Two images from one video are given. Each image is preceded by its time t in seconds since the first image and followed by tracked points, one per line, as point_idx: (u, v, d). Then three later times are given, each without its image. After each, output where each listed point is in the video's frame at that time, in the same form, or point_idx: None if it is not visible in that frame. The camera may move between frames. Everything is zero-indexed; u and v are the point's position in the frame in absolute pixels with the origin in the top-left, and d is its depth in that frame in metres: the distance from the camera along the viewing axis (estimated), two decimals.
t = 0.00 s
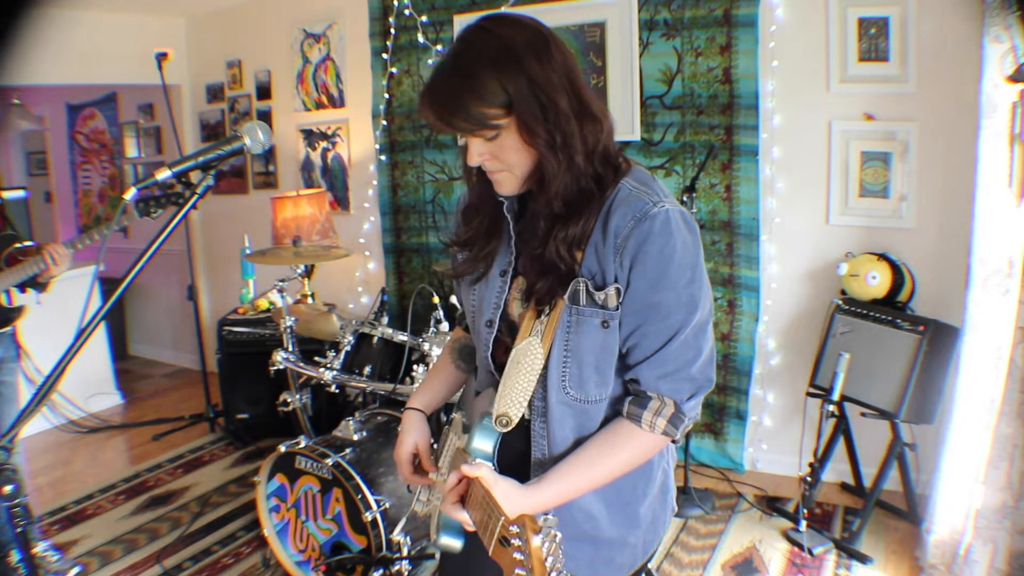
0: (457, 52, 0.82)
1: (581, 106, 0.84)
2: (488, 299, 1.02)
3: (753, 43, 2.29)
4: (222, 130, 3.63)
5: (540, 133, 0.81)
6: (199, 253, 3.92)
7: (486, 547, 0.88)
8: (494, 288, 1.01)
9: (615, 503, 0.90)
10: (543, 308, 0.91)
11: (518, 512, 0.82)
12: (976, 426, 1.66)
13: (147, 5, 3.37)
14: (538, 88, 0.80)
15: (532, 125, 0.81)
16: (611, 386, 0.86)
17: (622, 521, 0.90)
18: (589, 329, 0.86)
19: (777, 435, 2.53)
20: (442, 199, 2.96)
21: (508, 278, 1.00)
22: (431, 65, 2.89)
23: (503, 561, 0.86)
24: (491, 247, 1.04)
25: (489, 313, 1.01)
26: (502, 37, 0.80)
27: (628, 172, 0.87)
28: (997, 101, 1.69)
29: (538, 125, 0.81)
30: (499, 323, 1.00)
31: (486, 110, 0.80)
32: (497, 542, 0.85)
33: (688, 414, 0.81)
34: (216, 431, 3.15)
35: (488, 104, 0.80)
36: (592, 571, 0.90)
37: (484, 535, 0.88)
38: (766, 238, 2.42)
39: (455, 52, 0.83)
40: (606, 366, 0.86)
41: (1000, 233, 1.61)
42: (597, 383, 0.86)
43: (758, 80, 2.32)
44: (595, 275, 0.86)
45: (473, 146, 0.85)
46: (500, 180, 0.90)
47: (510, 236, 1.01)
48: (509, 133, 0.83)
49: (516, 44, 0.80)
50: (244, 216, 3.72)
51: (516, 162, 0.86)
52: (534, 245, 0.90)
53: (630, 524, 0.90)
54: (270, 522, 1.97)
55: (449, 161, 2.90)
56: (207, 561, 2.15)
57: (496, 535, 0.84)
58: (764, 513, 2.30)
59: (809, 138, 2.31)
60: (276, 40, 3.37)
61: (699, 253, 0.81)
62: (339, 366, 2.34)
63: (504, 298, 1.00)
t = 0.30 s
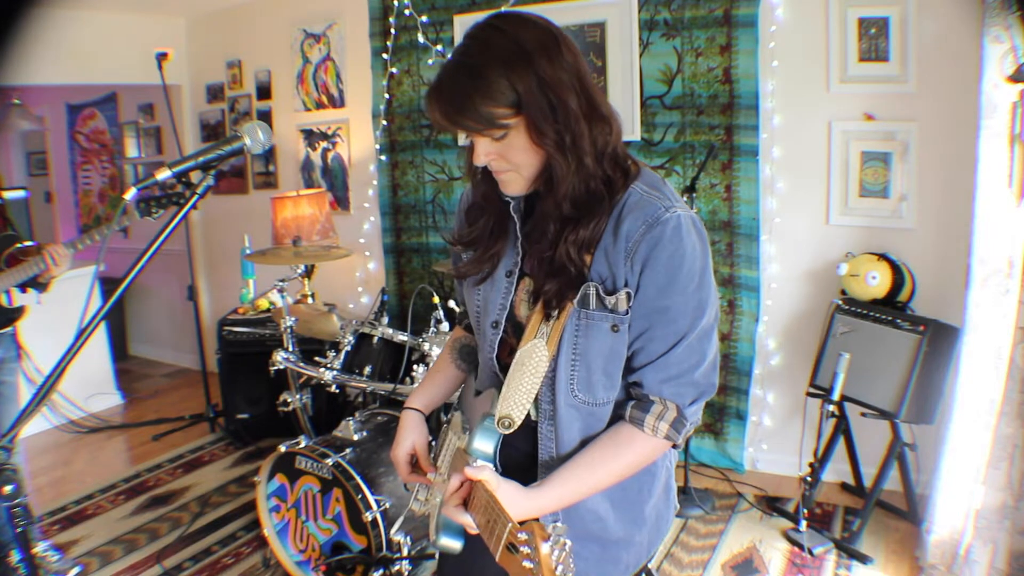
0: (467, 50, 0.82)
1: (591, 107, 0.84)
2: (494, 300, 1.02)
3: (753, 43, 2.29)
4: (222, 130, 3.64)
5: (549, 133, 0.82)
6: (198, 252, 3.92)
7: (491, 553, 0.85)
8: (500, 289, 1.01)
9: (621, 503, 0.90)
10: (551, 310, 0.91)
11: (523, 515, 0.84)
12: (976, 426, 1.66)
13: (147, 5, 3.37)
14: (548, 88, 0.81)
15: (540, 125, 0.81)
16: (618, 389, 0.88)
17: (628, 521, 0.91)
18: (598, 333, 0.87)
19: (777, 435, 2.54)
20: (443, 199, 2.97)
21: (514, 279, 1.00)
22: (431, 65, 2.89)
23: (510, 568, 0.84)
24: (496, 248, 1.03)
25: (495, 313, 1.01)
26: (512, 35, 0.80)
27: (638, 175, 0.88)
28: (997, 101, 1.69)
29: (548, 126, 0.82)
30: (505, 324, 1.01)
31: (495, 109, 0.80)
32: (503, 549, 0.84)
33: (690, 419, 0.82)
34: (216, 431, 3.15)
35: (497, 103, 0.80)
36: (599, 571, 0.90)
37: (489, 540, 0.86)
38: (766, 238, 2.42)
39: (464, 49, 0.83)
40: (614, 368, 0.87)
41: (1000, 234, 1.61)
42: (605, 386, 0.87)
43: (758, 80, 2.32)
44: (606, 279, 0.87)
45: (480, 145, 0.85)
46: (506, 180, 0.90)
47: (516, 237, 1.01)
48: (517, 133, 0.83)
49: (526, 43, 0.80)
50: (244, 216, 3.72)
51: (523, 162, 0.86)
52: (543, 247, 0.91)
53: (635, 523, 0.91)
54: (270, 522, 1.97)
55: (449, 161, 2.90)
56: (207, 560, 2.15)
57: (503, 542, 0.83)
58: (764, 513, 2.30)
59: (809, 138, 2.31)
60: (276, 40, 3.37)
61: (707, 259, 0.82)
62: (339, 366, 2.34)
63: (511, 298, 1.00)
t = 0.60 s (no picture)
0: (462, 55, 0.83)
1: (586, 114, 0.85)
2: (496, 307, 1.02)
3: (753, 43, 2.29)
4: (222, 130, 3.64)
5: (543, 140, 0.82)
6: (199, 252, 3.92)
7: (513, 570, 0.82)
8: (503, 296, 1.02)
9: (632, 503, 0.92)
10: (557, 321, 0.92)
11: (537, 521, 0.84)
12: (976, 426, 1.66)
13: (147, 5, 3.38)
14: (542, 94, 0.81)
15: (534, 131, 0.81)
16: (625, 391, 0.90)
17: (638, 521, 0.93)
18: (604, 337, 0.88)
19: (777, 435, 2.54)
20: (443, 199, 2.97)
21: (517, 286, 1.01)
22: (431, 65, 2.89)
23: None
24: (497, 255, 1.03)
25: (498, 320, 1.02)
26: (507, 40, 0.81)
27: (638, 180, 0.89)
28: (997, 101, 1.69)
29: (541, 132, 0.82)
30: (510, 331, 1.01)
31: (488, 115, 0.80)
32: (527, 565, 0.80)
33: (692, 420, 0.84)
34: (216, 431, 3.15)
35: (491, 108, 0.80)
36: (612, 570, 0.93)
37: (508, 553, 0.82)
38: (766, 238, 2.42)
39: (459, 55, 0.83)
40: (621, 371, 0.89)
41: (1000, 234, 1.61)
42: (613, 388, 0.89)
43: (758, 81, 2.32)
44: (611, 285, 0.88)
45: (473, 151, 0.85)
46: (499, 187, 0.90)
47: (517, 245, 1.02)
48: (510, 138, 0.83)
49: (520, 48, 0.80)
50: (244, 216, 3.72)
51: (517, 169, 0.86)
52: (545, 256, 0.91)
53: (644, 520, 0.93)
54: (270, 522, 1.98)
55: (449, 161, 2.90)
56: (207, 560, 2.15)
57: (526, 558, 0.80)
58: (764, 513, 2.30)
59: (809, 138, 2.31)
60: (277, 40, 3.37)
61: (709, 262, 0.85)
62: (339, 366, 2.34)
63: (514, 305, 1.01)
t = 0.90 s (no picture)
0: (457, 57, 0.83)
1: (580, 116, 0.84)
2: (496, 309, 1.02)
3: (753, 43, 2.29)
4: (222, 130, 3.64)
5: (536, 142, 0.82)
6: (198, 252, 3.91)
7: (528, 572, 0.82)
8: (503, 298, 1.02)
9: (634, 501, 0.92)
10: (558, 324, 0.92)
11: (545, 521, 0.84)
12: (976, 426, 1.66)
13: (147, 5, 3.38)
14: (536, 95, 0.81)
15: (527, 133, 0.81)
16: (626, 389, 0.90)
17: (640, 519, 0.93)
18: (606, 337, 0.88)
19: (777, 435, 2.54)
20: (442, 199, 2.97)
21: (517, 287, 1.01)
22: (431, 65, 2.89)
23: None
24: (497, 258, 1.03)
25: (498, 321, 1.02)
26: (501, 42, 0.81)
27: (637, 180, 0.89)
28: (997, 101, 1.69)
29: (534, 134, 0.82)
30: (511, 332, 1.01)
31: (483, 116, 0.80)
32: (541, 566, 0.81)
33: (693, 417, 0.85)
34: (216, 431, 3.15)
35: (486, 110, 0.80)
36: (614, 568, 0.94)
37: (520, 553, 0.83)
38: (766, 238, 2.42)
39: (454, 57, 0.83)
40: (622, 370, 0.89)
41: (1000, 234, 1.61)
42: (614, 387, 0.90)
43: (758, 80, 2.32)
44: (612, 285, 0.89)
45: (468, 153, 0.85)
46: (494, 190, 0.90)
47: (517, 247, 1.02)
48: (504, 141, 0.83)
49: (515, 50, 0.81)
50: (244, 216, 3.72)
51: (512, 171, 0.86)
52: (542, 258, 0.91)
53: (645, 519, 0.93)
54: (270, 522, 1.98)
55: (449, 161, 2.90)
56: (207, 561, 2.15)
57: (540, 558, 0.81)
58: (764, 513, 2.30)
59: (809, 138, 2.31)
60: (277, 40, 3.37)
61: (709, 260, 0.85)
62: (339, 366, 2.34)
63: (514, 306, 1.01)
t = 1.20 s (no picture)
0: (452, 58, 0.83)
1: (574, 117, 0.84)
2: (493, 308, 1.03)
3: (753, 43, 2.29)
4: (222, 130, 3.64)
5: (529, 142, 0.82)
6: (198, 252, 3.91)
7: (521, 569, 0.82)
8: (499, 297, 1.02)
9: (629, 501, 0.93)
10: (554, 324, 0.92)
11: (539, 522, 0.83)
12: (976, 426, 1.66)
13: (147, 5, 3.38)
14: (530, 96, 0.81)
15: (520, 133, 0.81)
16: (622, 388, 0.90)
17: (635, 520, 0.93)
18: (602, 336, 0.88)
19: (777, 435, 2.54)
20: (442, 199, 2.96)
21: (514, 287, 1.02)
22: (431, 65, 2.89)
23: None
24: (494, 258, 1.03)
25: (495, 321, 1.02)
26: (495, 43, 0.81)
27: (634, 180, 0.89)
28: (997, 101, 1.69)
29: (527, 134, 0.82)
30: (507, 331, 1.02)
31: (476, 116, 0.81)
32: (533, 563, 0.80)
33: (690, 417, 0.85)
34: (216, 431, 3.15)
35: (479, 110, 0.80)
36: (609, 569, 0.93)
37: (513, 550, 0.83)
38: (766, 238, 2.42)
39: (449, 59, 0.84)
40: (619, 369, 0.89)
41: (999, 234, 1.61)
42: (611, 386, 0.89)
43: (758, 80, 2.32)
44: (608, 285, 0.89)
45: (462, 153, 0.85)
46: (489, 191, 0.90)
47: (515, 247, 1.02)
48: (498, 141, 0.83)
49: (509, 51, 0.81)
50: (244, 216, 3.72)
51: (506, 172, 0.86)
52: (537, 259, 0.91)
53: (641, 520, 0.93)
54: (270, 522, 1.98)
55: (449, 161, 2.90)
56: (207, 560, 2.15)
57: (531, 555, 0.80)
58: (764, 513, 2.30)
59: (809, 138, 2.31)
60: (277, 40, 3.37)
61: (706, 259, 0.85)
62: (339, 366, 2.34)
63: (511, 306, 1.01)
